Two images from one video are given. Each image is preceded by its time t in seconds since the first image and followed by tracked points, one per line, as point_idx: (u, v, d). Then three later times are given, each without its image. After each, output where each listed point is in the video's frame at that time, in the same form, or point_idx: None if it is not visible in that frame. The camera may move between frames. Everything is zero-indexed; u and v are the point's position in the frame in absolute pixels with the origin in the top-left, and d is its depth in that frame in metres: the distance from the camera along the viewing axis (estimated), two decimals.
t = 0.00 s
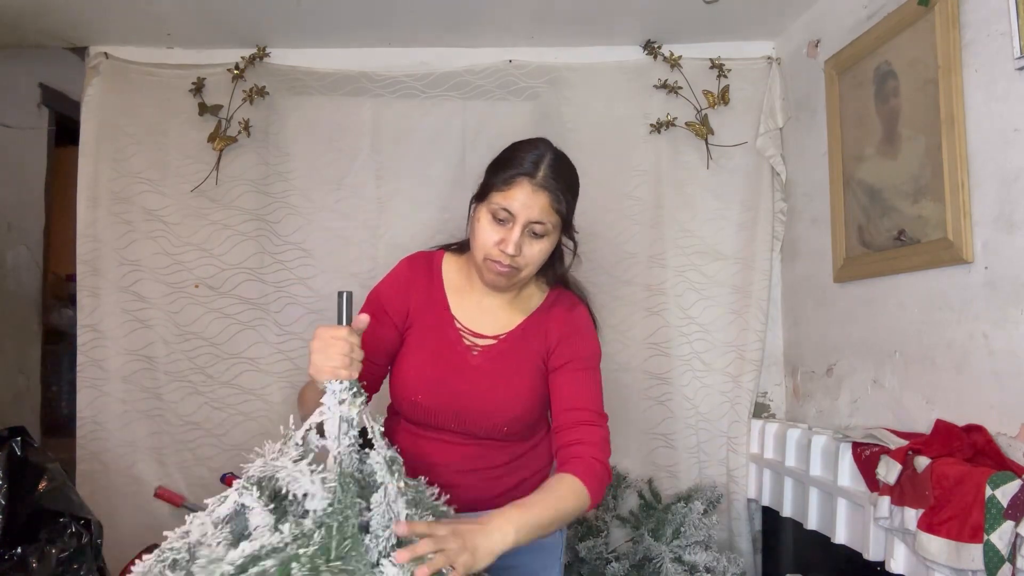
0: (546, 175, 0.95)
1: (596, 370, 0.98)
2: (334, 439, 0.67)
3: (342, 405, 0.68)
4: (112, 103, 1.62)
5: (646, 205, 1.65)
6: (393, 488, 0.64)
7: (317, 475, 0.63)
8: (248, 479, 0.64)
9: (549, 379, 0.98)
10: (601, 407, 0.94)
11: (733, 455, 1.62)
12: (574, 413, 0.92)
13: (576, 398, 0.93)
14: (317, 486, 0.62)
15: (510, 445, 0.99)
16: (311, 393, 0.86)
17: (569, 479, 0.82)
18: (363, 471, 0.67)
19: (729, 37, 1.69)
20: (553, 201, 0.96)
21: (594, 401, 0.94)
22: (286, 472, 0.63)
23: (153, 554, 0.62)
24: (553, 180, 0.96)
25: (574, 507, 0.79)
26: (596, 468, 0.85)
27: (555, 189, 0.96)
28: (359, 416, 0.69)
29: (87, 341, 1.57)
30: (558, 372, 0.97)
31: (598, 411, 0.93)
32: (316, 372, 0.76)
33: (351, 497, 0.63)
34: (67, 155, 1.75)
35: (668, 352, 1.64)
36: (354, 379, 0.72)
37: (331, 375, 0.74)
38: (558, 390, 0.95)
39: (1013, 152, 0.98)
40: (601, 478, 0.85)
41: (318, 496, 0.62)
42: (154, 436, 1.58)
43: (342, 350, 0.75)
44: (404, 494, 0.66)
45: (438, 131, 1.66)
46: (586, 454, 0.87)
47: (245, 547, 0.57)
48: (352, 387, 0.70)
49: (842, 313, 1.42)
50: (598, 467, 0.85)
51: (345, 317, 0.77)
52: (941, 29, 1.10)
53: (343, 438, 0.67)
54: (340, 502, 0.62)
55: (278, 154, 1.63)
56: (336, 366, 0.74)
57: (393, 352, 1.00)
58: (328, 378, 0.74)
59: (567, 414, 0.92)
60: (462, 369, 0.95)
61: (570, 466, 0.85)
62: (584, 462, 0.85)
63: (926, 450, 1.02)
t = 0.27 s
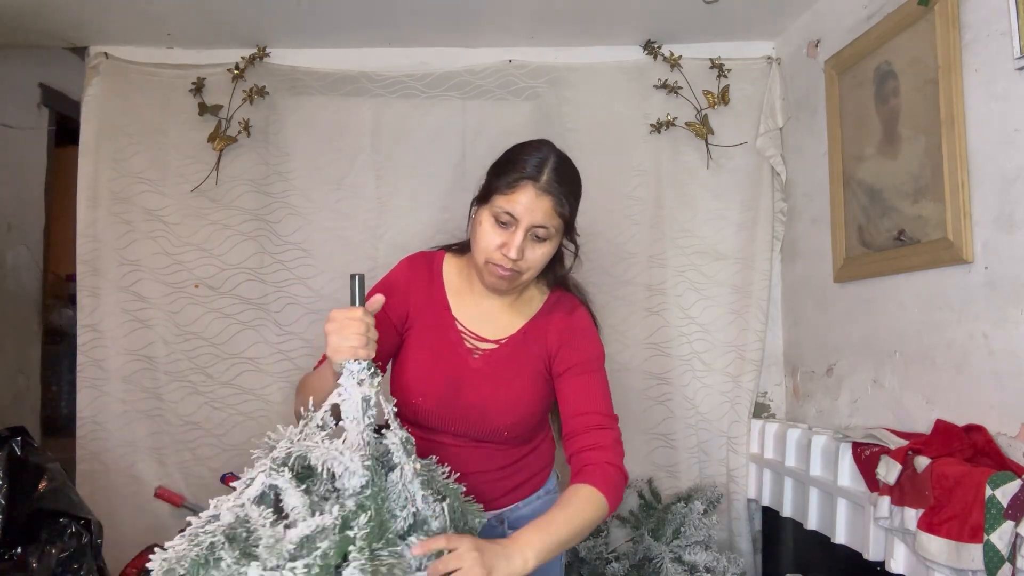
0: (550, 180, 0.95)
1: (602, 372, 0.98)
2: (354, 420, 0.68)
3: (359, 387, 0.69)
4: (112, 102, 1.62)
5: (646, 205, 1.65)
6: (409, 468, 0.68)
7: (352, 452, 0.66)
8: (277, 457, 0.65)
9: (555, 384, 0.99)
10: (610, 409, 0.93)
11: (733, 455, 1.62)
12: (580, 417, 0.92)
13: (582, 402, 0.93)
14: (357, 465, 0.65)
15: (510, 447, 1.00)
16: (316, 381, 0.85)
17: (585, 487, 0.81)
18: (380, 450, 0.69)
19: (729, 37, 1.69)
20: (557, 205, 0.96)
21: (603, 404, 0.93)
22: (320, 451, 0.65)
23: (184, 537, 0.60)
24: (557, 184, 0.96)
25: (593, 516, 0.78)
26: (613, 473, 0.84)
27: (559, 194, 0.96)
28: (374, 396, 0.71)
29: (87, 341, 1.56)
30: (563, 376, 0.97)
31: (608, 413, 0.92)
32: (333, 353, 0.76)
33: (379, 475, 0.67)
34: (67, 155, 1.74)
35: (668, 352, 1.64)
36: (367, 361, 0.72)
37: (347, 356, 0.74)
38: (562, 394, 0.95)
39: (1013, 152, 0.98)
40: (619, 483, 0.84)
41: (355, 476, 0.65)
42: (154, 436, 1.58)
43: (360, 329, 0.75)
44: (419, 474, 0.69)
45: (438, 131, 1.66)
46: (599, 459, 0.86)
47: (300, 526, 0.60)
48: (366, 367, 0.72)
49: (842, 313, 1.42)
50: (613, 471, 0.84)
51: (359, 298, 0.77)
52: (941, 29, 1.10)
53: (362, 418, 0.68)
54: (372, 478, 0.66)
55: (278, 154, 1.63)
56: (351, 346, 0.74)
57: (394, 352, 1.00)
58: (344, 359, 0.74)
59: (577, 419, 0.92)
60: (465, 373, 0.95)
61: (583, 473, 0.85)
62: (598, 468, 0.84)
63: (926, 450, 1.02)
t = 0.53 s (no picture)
0: (565, 189, 0.95)
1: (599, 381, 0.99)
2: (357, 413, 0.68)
3: (363, 380, 0.69)
4: (112, 102, 1.62)
5: (646, 205, 1.65)
6: (412, 463, 0.69)
7: (354, 443, 0.66)
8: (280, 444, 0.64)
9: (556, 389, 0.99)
10: (600, 419, 0.95)
11: (733, 455, 1.61)
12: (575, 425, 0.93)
13: (579, 411, 0.94)
14: (357, 455, 0.65)
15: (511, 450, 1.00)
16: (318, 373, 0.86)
17: (570, 499, 0.84)
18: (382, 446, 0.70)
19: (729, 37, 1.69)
20: (571, 215, 0.96)
21: (595, 415, 0.94)
22: (322, 443, 0.65)
23: (178, 526, 0.54)
24: (571, 193, 0.96)
25: (575, 529, 0.81)
26: (594, 482, 0.87)
27: (573, 202, 0.96)
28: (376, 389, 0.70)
29: (87, 341, 1.56)
30: (560, 382, 0.97)
31: (596, 424, 0.93)
32: (337, 345, 0.76)
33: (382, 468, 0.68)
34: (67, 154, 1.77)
35: (668, 352, 1.64)
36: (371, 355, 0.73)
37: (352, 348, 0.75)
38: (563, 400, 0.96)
39: (1013, 152, 0.98)
40: (601, 490, 0.87)
41: (356, 466, 0.65)
42: (154, 436, 1.58)
43: (365, 322, 0.76)
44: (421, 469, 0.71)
45: (438, 130, 1.66)
46: (583, 469, 0.88)
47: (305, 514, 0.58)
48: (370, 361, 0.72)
49: (842, 313, 1.42)
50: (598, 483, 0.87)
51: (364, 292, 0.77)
52: (941, 29, 1.10)
53: (365, 412, 0.68)
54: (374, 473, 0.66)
55: (278, 154, 1.63)
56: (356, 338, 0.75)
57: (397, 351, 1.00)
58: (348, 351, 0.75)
59: (567, 426, 0.93)
60: (468, 375, 0.95)
61: (568, 484, 0.87)
62: (581, 479, 0.87)
63: (926, 451, 1.02)
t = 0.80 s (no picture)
0: (565, 186, 0.95)
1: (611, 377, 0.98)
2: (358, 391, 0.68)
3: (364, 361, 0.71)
4: (112, 102, 1.62)
5: (646, 205, 1.65)
6: (416, 441, 0.68)
7: (361, 416, 0.67)
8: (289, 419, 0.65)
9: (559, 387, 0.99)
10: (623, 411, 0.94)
11: (733, 455, 1.61)
12: (590, 423, 0.92)
13: (590, 407, 0.94)
14: (367, 429, 0.66)
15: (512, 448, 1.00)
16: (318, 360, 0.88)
17: (608, 499, 0.83)
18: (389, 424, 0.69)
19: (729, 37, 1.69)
20: (571, 212, 0.96)
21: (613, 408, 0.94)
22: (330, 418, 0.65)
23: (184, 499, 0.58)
24: (570, 190, 0.96)
25: (623, 526, 0.80)
26: (631, 477, 0.85)
27: (573, 200, 0.96)
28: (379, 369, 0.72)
29: (87, 341, 1.56)
30: (570, 382, 0.97)
31: (621, 416, 0.93)
32: (338, 326, 0.77)
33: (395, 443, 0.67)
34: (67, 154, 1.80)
35: (668, 352, 1.64)
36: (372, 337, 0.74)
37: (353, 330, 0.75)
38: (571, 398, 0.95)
39: (1013, 152, 0.98)
40: (638, 482, 0.86)
41: (365, 440, 0.65)
42: (154, 437, 1.58)
43: (366, 304, 0.77)
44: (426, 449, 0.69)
45: (438, 130, 1.66)
46: (618, 463, 0.87)
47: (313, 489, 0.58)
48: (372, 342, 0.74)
49: (842, 313, 1.42)
50: (633, 474, 0.86)
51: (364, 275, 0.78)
52: (941, 29, 1.10)
53: (366, 391, 0.68)
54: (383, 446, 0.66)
55: (278, 154, 1.63)
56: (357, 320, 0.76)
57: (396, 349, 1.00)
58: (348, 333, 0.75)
59: (588, 423, 0.92)
60: (466, 374, 0.95)
61: (604, 482, 0.85)
62: (619, 475, 0.85)
63: (926, 451, 1.02)
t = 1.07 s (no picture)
0: (553, 176, 0.95)
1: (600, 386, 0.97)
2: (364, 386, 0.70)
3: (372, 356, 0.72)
4: (112, 102, 1.62)
5: (646, 205, 1.65)
6: (422, 433, 0.70)
7: (384, 409, 0.68)
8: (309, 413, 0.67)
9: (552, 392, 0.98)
10: (605, 426, 0.93)
11: (733, 455, 1.62)
12: (573, 434, 0.92)
13: (576, 418, 0.93)
14: (392, 420, 0.67)
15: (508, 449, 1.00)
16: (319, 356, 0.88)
17: (580, 520, 0.83)
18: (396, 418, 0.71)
19: (729, 37, 1.69)
20: (561, 202, 0.95)
21: (598, 420, 0.93)
22: (350, 412, 0.67)
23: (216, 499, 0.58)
24: (559, 181, 0.96)
25: (592, 550, 0.80)
26: (604, 495, 0.86)
27: (563, 190, 0.96)
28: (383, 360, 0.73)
29: (87, 341, 1.56)
30: (560, 389, 0.96)
31: (602, 430, 0.92)
32: (344, 319, 0.77)
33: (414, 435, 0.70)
34: (69, 155, 1.74)
35: (668, 352, 1.64)
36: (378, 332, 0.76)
37: (361, 322, 0.76)
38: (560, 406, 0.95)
39: (1013, 151, 0.98)
40: (608, 501, 0.86)
41: (389, 431, 0.67)
42: (154, 437, 1.58)
43: (371, 297, 0.78)
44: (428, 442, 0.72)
45: (438, 130, 1.66)
46: (592, 479, 0.87)
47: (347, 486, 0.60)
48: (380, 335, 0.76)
49: (842, 313, 1.42)
50: (604, 493, 0.86)
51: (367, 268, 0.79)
52: (941, 29, 1.10)
53: (374, 383, 0.70)
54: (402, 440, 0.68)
55: (278, 154, 1.63)
56: (363, 312, 0.77)
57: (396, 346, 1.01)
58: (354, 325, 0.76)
59: (569, 434, 0.92)
60: (461, 375, 0.95)
61: (575, 502, 0.85)
62: (592, 494, 0.85)
63: (926, 450, 1.02)
